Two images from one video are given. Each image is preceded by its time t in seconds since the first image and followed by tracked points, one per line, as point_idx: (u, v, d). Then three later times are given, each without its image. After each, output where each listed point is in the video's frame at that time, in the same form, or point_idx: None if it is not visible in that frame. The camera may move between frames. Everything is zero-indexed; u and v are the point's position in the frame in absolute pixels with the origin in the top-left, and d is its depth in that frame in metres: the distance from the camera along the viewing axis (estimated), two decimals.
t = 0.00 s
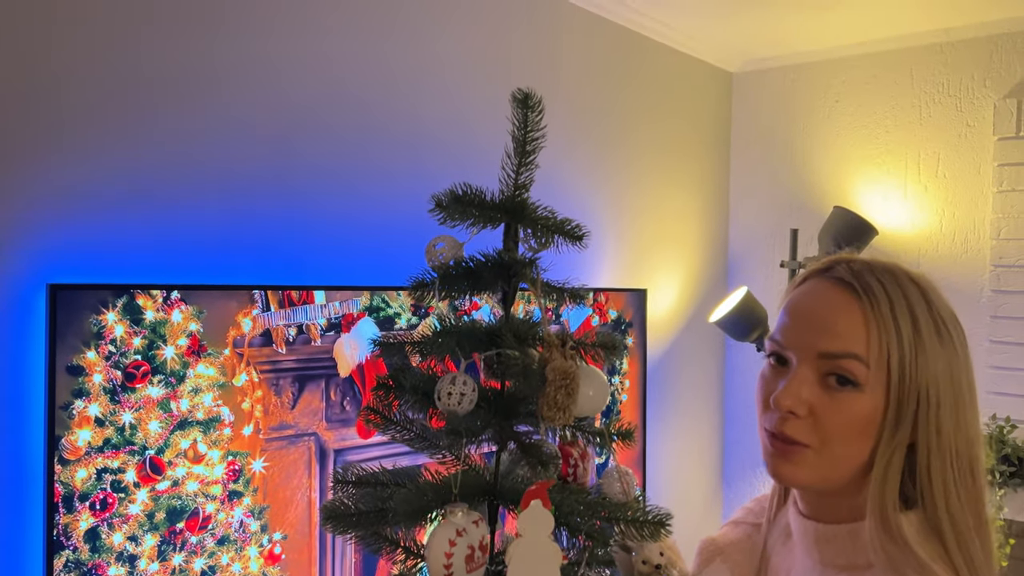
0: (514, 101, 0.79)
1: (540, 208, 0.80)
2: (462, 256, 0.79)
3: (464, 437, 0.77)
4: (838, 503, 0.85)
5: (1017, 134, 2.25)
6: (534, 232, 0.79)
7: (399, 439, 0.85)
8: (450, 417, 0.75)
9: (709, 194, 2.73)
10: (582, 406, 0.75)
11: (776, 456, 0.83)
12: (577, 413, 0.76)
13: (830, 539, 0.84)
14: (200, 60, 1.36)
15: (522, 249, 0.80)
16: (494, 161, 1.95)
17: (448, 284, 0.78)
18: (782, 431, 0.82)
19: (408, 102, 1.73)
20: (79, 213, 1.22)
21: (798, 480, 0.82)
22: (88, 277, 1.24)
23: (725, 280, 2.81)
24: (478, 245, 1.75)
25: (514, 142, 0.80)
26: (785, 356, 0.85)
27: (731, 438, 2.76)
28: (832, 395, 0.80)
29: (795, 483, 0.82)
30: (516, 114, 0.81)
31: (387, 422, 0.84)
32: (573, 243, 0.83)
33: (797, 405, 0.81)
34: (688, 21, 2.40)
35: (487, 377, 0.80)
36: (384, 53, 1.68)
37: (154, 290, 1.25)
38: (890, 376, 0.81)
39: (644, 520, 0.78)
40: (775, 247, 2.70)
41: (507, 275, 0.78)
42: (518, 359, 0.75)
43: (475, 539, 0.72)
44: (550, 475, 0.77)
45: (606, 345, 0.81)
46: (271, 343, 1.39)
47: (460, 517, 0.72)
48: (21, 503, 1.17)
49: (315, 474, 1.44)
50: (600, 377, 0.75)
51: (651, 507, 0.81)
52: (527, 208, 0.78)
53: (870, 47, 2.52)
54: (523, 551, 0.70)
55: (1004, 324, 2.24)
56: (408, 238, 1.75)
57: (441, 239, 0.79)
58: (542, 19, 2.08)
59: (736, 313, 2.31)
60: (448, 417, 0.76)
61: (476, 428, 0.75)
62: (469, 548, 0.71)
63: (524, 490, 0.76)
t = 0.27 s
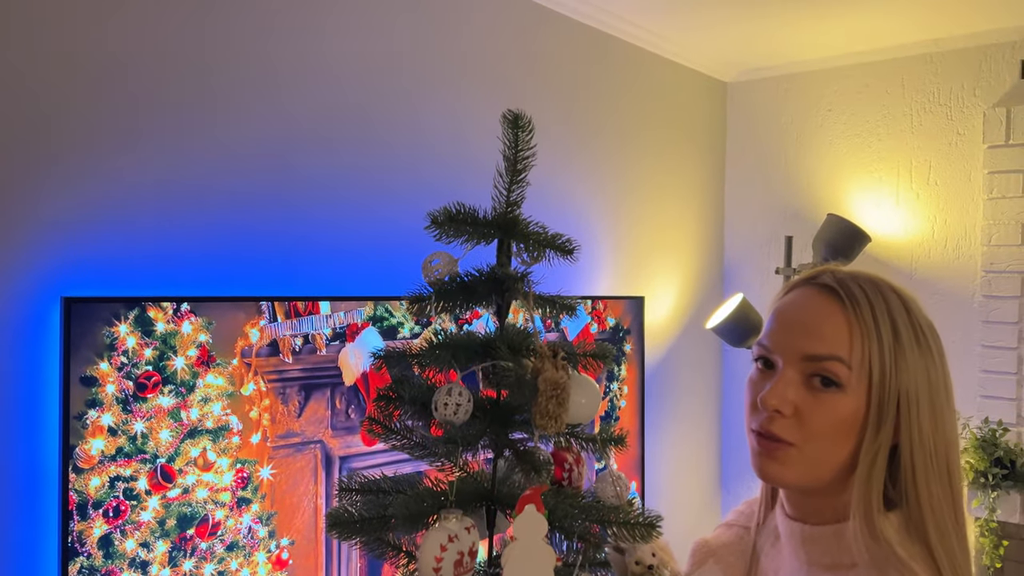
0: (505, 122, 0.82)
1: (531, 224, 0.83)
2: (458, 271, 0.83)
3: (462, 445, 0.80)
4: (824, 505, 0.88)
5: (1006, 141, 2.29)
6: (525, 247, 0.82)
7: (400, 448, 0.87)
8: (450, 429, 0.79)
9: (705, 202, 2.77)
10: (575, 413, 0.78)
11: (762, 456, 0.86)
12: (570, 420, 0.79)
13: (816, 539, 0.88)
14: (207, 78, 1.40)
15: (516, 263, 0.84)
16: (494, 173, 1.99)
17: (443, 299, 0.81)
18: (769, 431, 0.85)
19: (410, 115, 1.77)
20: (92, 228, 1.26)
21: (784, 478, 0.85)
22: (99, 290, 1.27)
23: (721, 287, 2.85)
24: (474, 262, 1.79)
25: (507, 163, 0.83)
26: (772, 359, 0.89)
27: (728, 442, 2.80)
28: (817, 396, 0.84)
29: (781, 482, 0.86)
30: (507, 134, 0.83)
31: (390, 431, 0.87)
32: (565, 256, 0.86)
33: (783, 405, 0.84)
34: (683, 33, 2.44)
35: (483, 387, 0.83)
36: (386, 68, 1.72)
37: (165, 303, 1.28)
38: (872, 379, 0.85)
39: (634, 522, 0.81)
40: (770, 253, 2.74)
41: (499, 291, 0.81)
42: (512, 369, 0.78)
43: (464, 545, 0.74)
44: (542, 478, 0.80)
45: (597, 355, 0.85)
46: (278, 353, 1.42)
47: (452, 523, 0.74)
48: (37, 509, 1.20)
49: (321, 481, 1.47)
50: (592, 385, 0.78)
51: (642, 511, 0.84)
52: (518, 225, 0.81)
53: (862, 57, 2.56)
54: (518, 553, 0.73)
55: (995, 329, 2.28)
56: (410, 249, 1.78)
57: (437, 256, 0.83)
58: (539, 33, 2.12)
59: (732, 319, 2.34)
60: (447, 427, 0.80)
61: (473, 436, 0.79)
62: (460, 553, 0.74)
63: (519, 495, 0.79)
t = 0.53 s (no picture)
0: (509, 137, 0.86)
1: (536, 235, 0.87)
2: (465, 279, 0.86)
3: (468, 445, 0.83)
4: (811, 501, 0.92)
5: (997, 146, 2.32)
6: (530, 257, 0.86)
7: (410, 449, 0.90)
8: (457, 429, 0.82)
9: (702, 207, 2.81)
10: (578, 416, 0.81)
11: (751, 455, 0.91)
12: (573, 423, 0.81)
13: (803, 534, 0.91)
14: (213, 92, 1.44)
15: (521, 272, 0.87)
16: (493, 182, 2.03)
17: (452, 305, 0.84)
18: (757, 431, 0.89)
19: (411, 127, 1.81)
20: (104, 239, 1.30)
21: (770, 476, 0.89)
22: (111, 300, 1.31)
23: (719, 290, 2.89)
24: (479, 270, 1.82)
25: (512, 177, 0.87)
26: (759, 363, 0.93)
27: (726, 444, 2.84)
28: (800, 398, 0.88)
29: (768, 479, 0.90)
30: (512, 149, 0.87)
31: (397, 434, 0.90)
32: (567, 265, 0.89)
33: (769, 405, 0.89)
34: (678, 41, 2.49)
35: (489, 391, 0.87)
36: (388, 81, 1.76)
37: (176, 312, 1.32)
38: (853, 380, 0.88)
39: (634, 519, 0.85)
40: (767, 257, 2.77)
41: (505, 298, 0.85)
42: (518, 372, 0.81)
43: (480, 537, 0.78)
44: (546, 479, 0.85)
45: (598, 359, 0.89)
46: (285, 360, 1.46)
47: (465, 517, 0.78)
48: (53, 513, 1.24)
49: (328, 484, 1.50)
50: (594, 388, 0.81)
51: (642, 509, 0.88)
52: (523, 235, 0.84)
53: (855, 63, 2.61)
54: (523, 548, 0.76)
55: (989, 331, 2.31)
56: (412, 257, 1.82)
57: (445, 265, 0.86)
58: (537, 44, 2.16)
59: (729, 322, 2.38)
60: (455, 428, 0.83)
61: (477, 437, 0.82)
62: (476, 544, 0.78)
63: (526, 494, 0.81)
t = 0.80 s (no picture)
0: (507, 148, 0.88)
1: (534, 242, 0.88)
2: (467, 285, 0.89)
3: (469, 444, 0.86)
4: (801, 495, 0.95)
5: (988, 149, 2.36)
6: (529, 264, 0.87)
7: (415, 449, 0.94)
8: (460, 428, 0.85)
9: (699, 211, 2.85)
10: (576, 416, 0.85)
11: (744, 452, 0.93)
12: (572, 422, 0.86)
13: (794, 527, 0.95)
14: (219, 106, 1.48)
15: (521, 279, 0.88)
16: (491, 188, 2.07)
17: (454, 311, 0.88)
18: (749, 430, 0.92)
19: (411, 136, 1.86)
20: (115, 249, 1.34)
21: (763, 472, 0.92)
22: (122, 308, 1.34)
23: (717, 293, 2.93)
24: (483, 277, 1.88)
25: (510, 186, 0.89)
26: (749, 364, 0.96)
27: (725, 445, 2.87)
28: (791, 396, 0.92)
29: (761, 475, 0.93)
30: (510, 159, 0.89)
31: (402, 434, 0.94)
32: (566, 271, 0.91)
33: (762, 404, 0.91)
34: (673, 49, 2.53)
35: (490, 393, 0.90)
36: (388, 92, 1.80)
37: (186, 319, 1.36)
38: (841, 379, 0.92)
39: (631, 518, 0.88)
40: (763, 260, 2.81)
41: (506, 303, 0.87)
42: (519, 374, 0.85)
43: (477, 534, 0.81)
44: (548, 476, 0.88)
45: (595, 361, 0.93)
46: (292, 366, 1.49)
47: (466, 514, 0.82)
48: (68, 516, 1.27)
49: (335, 486, 1.54)
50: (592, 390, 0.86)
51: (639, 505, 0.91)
52: (522, 242, 0.86)
53: (847, 68, 2.65)
54: (524, 544, 0.80)
55: (982, 331, 2.34)
56: (414, 263, 1.86)
57: (448, 272, 0.89)
58: (534, 54, 2.21)
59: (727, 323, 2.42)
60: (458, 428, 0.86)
61: (477, 435, 0.85)
62: (472, 542, 0.81)
63: (526, 492, 0.86)
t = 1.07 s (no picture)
0: (515, 146, 0.90)
1: (540, 237, 0.91)
2: (476, 279, 0.92)
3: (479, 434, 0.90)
4: (805, 480, 0.99)
5: (981, 147, 2.39)
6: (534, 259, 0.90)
7: (425, 438, 0.98)
8: (471, 417, 0.89)
9: (698, 210, 2.89)
10: (582, 406, 0.90)
11: (753, 439, 0.96)
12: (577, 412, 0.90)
13: (795, 512, 0.99)
14: (226, 112, 1.52)
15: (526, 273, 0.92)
16: (490, 189, 2.11)
17: (463, 305, 0.91)
18: (759, 416, 0.95)
19: (411, 139, 1.90)
20: (128, 252, 1.38)
21: (772, 457, 0.95)
22: (135, 309, 1.39)
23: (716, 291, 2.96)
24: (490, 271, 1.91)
25: (518, 184, 0.91)
26: (755, 353, 0.99)
27: (727, 441, 2.91)
28: (801, 383, 0.95)
29: (770, 461, 0.96)
30: (518, 157, 0.91)
31: (412, 423, 0.98)
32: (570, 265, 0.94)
33: (772, 392, 0.95)
34: (669, 51, 2.57)
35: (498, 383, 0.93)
36: (389, 96, 1.85)
37: (198, 319, 1.40)
38: (848, 366, 0.96)
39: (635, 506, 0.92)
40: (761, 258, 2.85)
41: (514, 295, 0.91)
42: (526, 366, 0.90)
43: (494, 517, 0.85)
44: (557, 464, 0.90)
45: (598, 353, 0.96)
46: (300, 364, 1.54)
47: (481, 500, 0.85)
48: (86, 511, 1.31)
49: (343, 481, 1.58)
50: (597, 382, 0.90)
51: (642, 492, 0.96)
52: (527, 238, 0.89)
53: (842, 68, 2.69)
54: (536, 530, 0.84)
55: (978, 326, 2.37)
56: (416, 263, 1.90)
57: (457, 266, 0.92)
58: (532, 57, 2.25)
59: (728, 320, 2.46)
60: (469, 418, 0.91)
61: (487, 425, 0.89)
62: (491, 525, 0.85)
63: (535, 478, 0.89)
